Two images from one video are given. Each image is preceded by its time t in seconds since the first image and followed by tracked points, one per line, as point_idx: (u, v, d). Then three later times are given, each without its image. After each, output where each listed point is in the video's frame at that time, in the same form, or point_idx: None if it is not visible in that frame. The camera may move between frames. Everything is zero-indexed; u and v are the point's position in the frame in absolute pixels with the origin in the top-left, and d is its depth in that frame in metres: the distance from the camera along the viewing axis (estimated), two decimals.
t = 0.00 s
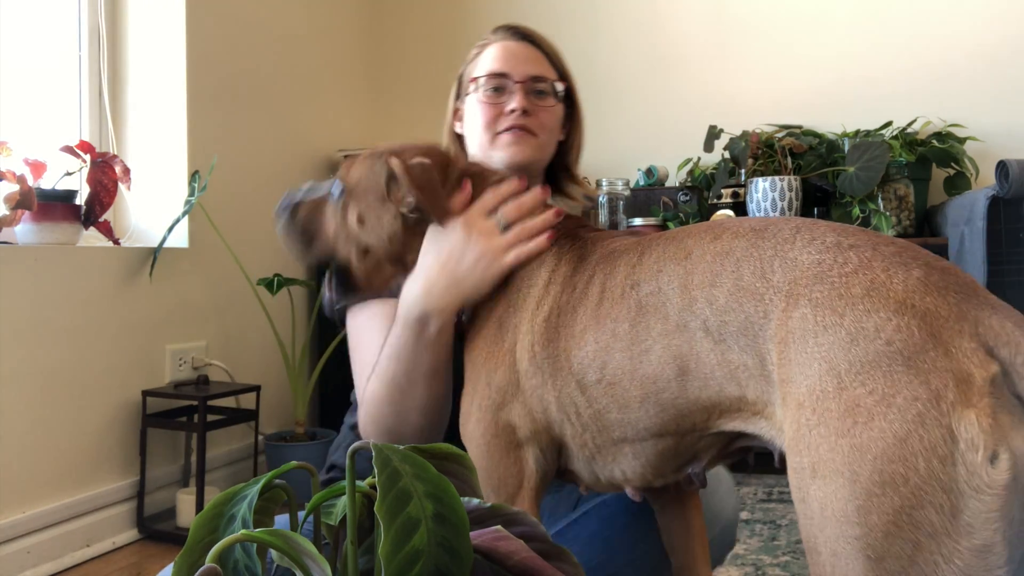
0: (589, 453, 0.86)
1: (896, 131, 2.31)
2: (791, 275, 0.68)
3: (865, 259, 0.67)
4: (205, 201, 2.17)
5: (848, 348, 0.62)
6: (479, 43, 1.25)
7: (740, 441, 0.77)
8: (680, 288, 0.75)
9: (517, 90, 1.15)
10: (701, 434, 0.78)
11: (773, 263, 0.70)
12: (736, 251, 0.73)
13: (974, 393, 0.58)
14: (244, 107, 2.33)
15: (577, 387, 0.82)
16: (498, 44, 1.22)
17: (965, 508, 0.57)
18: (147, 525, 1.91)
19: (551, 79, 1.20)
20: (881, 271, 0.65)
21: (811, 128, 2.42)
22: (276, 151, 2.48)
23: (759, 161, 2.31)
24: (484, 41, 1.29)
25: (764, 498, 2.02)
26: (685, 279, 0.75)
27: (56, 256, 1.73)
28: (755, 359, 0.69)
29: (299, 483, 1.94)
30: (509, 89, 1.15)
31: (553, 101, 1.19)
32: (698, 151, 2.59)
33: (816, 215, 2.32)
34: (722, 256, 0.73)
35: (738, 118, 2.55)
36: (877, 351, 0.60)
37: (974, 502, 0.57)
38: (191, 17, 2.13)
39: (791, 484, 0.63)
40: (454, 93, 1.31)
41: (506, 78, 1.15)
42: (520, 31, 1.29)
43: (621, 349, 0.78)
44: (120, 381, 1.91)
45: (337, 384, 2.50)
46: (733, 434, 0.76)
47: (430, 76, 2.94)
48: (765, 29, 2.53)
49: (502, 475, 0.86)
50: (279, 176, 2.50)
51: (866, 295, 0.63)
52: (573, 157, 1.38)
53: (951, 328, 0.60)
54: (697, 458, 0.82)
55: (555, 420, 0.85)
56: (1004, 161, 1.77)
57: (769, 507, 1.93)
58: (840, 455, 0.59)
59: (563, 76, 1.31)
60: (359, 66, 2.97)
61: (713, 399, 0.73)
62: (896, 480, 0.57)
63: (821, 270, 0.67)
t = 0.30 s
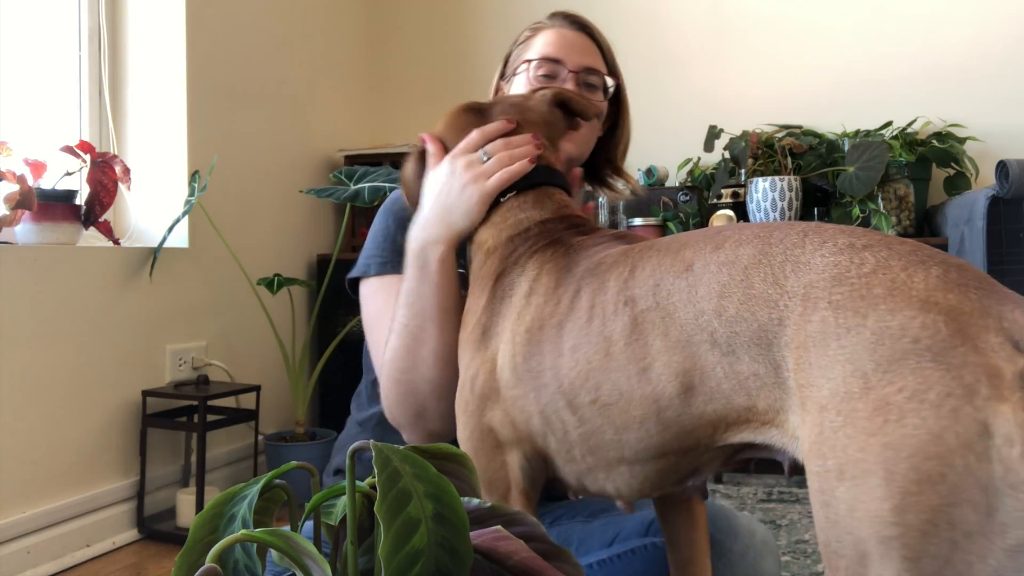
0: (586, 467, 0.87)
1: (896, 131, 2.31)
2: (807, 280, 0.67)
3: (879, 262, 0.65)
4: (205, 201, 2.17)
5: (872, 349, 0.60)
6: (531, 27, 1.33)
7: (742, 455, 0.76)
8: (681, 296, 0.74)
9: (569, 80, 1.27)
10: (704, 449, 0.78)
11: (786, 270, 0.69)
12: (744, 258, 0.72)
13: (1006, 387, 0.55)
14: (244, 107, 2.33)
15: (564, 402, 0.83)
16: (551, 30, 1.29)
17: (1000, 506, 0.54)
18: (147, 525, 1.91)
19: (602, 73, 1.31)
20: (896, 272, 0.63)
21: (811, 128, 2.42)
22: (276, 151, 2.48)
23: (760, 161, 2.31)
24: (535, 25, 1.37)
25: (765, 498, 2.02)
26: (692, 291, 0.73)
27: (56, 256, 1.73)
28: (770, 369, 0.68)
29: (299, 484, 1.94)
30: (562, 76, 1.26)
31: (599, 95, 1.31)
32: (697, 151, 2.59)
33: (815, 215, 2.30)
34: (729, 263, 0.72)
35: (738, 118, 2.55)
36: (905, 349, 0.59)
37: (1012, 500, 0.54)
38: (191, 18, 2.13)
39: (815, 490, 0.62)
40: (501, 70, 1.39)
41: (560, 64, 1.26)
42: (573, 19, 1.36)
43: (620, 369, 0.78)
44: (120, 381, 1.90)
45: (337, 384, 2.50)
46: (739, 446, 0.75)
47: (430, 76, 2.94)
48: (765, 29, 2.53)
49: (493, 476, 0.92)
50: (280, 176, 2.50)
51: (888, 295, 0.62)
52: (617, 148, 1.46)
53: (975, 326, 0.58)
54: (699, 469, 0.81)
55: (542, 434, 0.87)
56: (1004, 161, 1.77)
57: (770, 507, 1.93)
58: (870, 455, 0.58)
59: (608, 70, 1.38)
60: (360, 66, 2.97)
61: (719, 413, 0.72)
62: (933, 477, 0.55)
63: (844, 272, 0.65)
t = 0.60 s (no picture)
0: (567, 464, 0.89)
1: (896, 131, 2.31)
2: (825, 289, 0.65)
3: (893, 263, 0.64)
4: (205, 201, 2.17)
5: (894, 351, 0.59)
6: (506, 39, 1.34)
7: (724, 462, 0.76)
8: (670, 294, 0.73)
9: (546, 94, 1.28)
10: (683, 456, 0.77)
11: (791, 273, 0.67)
12: (743, 258, 0.71)
13: None
14: (244, 107, 2.33)
15: (542, 401, 0.86)
16: (528, 43, 1.29)
17: None
18: (147, 525, 1.91)
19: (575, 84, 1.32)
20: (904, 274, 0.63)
21: (811, 129, 2.43)
22: (276, 151, 2.48)
23: (759, 161, 2.31)
24: (509, 37, 1.37)
25: (765, 498, 2.02)
26: (681, 289, 0.73)
27: (56, 256, 1.73)
28: (767, 372, 0.67)
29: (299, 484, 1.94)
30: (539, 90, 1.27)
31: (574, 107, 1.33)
32: (697, 150, 2.59)
33: (816, 215, 2.30)
34: (725, 264, 0.71)
35: (738, 118, 2.55)
36: (928, 350, 0.58)
37: None
38: (191, 18, 2.13)
39: (827, 491, 0.61)
40: (474, 80, 1.38)
41: (538, 79, 1.27)
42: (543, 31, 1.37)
43: (598, 367, 0.78)
44: (121, 381, 1.90)
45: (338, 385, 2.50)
46: (720, 456, 0.75)
47: (431, 76, 2.94)
48: (765, 28, 2.53)
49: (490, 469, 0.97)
50: (280, 176, 2.50)
51: (908, 294, 0.61)
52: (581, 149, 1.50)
53: (999, 328, 0.58)
54: (677, 476, 0.81)
55: (530, 430, 0.90)
56: (1004, 161, 1.77)
57: (770, 507, 1.93)
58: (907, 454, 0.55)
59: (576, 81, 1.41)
60: (360, 66, 2.97)
61: (702, 416, 0.72)
62: (964, 475, 0.54)
63: (861, 272, 0.64)
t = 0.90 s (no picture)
0: (573, 445, 0.87)
1: (896, 131, 2.31)
2: (784, 281, 0.65)
3: (856, 268, 0.63)
4: (205, 201, 2.17)
5: (844, 353, 0.59)
6: (450, 58, 1.36)
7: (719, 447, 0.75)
8: (658, 290, 0.73)
9: (491, 113, 1.31)
10: (673, 435, 0.77)
11: (764, 268, 0.67)
12: (722, 255, 0.70)
13: (972, 396, 0.54)
14: (243, 107, 2.33)
15: (545, 380, 0.85)
16: (471, 64, 1.34)
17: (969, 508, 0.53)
18: (148, 525, 1.91)
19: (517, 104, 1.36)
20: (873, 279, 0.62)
21: (811, 129, 2.43)
22: (276, 151, 2.48)
23: (759, 161, 2.31)
24: (453, 53, 1.39)
25: (764, 498, 2.02)
26: (667, 277, 0.73)
27: (56, 255, 1.73)
28: (743, 362, 0.66)
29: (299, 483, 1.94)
30: (485, 112, 1.31)
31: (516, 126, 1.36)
32: (697, 151, 2.59)
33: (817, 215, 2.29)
34: (708, 258, 0.70)
35: (739, 118, 2.55)
36: (875, 358, 0.57)
37: (979, 504, 0.53)
38: (191, 18, 2.13)
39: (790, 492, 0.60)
40: (419, 96, 1.41)
41: (483, 100, 1.31)
42: (487, 49, 1.40)
43: (594, 348, 0.79)
44: (121, 381, 1.90)
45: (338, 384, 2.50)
46: (708, 437, 0.75)
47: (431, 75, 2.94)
48: (766, 29, 2.53)
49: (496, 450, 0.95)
50: (280, 176, 2.50)
51: (862, 300, 0.60)
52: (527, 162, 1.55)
53: (947, 340, 0.57)
54: (672, 458, 0.80)
55: (535, 410, 0.89)
56: (1003, 161, 1.77)
57: (769, 507, 1.93)
58: (842, 461, 0.56)
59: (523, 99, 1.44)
60: (359, 65, 2.97)
61: (688, 399, 0.72)
62: (900, 483, 0.53)
63: (824, 273, 0.64)
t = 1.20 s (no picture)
0: (578, 441, 0.87)
1: (896, 131, 2.31)
2: (750, 289, 0.66)
3: (820, 275, 0.64)
4: (206, 201, 2.17)
5: (802, 362, 0.60)
6: (418, 65, 1.38)
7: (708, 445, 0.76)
8: (637, 302, 0.75)
9: (464, 116, 1.33)
10: (661, 435, 0.78)
11: (732, 275, 0.68)
12: (696, 260, 0.71)
13: (921, 405, 0.55)
14: (243, 107, 2.33)
15: (547, 379, 0.86)
16: (442, 70, 1.36)
17: (923, 515, 0.53)
18: (148, 525, 1.91)
19: (489, 109, 1.39)
20: (835, 285, 0.63)
21: (811, 128, 2.43)
22: (276, 151, 2.48)
23: (759, 162, 2.31)
24: (420, 60, 1.41)
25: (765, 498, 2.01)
26: (648, 285, 0.75)
27: (57, 256, 1.73)
28: (716, 368, 0.68)
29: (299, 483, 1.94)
30: (458, 114, 1.33)
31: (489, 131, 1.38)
32: (697, 151, 2.59)
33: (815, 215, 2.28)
34: (683, 265, 0.72)
35: (740, 118, 2.55)
36: (832, 367, 0.58)
37: (932, 512, 0.53)
38: (191, 18, 2.12)
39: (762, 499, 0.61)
40: (389, 105, 1.42)
41: (456, 104, 1.33)
42: (453, 53, 1.42)
43: (582, 348, 0.81)
44: (121, 381, 1.91)
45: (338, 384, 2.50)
46: (693, 437, 0.76)
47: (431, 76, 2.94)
48: (766, 29, 2.53)
49: (504, 444, 0.94)
50: (280, 176, 2.50)
51: (821, 309, 0.61)
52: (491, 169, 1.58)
53: (897, 347, 0.57)
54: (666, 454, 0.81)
55: (542, 406, 0.88)
56: (1004, 161, 1.77)
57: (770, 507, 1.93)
58: (797, 470, 0.57)
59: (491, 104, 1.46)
60: (358, 66, 2.97)
61: (671, 401, 0.73)
62: (852, 493, 0.54)
63: (787, 280, 0.65)
